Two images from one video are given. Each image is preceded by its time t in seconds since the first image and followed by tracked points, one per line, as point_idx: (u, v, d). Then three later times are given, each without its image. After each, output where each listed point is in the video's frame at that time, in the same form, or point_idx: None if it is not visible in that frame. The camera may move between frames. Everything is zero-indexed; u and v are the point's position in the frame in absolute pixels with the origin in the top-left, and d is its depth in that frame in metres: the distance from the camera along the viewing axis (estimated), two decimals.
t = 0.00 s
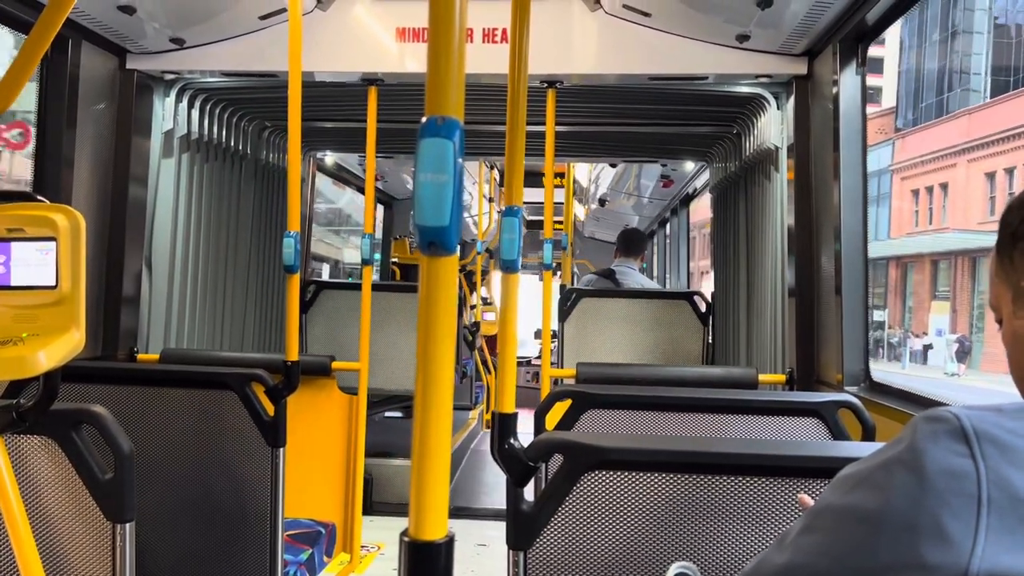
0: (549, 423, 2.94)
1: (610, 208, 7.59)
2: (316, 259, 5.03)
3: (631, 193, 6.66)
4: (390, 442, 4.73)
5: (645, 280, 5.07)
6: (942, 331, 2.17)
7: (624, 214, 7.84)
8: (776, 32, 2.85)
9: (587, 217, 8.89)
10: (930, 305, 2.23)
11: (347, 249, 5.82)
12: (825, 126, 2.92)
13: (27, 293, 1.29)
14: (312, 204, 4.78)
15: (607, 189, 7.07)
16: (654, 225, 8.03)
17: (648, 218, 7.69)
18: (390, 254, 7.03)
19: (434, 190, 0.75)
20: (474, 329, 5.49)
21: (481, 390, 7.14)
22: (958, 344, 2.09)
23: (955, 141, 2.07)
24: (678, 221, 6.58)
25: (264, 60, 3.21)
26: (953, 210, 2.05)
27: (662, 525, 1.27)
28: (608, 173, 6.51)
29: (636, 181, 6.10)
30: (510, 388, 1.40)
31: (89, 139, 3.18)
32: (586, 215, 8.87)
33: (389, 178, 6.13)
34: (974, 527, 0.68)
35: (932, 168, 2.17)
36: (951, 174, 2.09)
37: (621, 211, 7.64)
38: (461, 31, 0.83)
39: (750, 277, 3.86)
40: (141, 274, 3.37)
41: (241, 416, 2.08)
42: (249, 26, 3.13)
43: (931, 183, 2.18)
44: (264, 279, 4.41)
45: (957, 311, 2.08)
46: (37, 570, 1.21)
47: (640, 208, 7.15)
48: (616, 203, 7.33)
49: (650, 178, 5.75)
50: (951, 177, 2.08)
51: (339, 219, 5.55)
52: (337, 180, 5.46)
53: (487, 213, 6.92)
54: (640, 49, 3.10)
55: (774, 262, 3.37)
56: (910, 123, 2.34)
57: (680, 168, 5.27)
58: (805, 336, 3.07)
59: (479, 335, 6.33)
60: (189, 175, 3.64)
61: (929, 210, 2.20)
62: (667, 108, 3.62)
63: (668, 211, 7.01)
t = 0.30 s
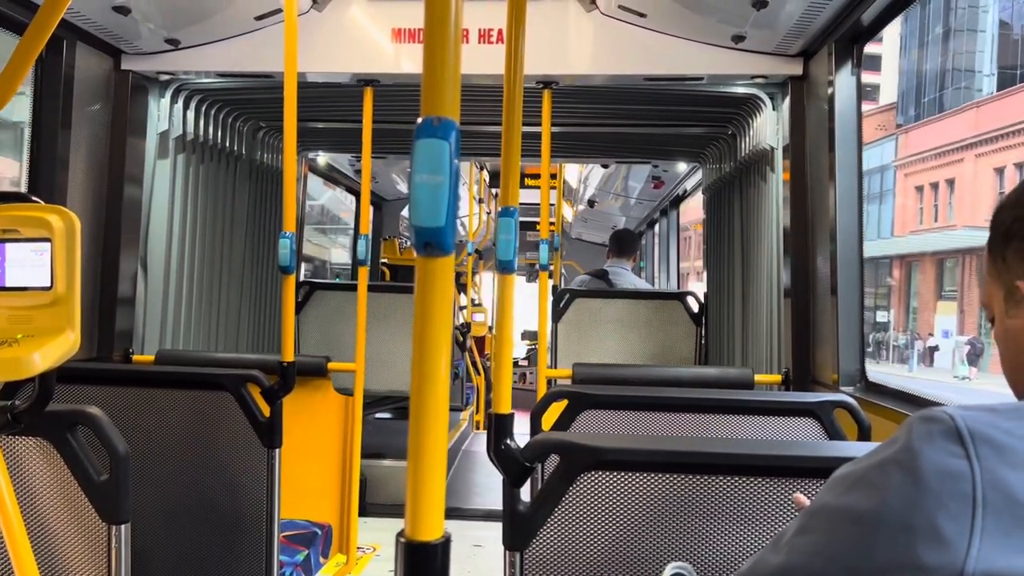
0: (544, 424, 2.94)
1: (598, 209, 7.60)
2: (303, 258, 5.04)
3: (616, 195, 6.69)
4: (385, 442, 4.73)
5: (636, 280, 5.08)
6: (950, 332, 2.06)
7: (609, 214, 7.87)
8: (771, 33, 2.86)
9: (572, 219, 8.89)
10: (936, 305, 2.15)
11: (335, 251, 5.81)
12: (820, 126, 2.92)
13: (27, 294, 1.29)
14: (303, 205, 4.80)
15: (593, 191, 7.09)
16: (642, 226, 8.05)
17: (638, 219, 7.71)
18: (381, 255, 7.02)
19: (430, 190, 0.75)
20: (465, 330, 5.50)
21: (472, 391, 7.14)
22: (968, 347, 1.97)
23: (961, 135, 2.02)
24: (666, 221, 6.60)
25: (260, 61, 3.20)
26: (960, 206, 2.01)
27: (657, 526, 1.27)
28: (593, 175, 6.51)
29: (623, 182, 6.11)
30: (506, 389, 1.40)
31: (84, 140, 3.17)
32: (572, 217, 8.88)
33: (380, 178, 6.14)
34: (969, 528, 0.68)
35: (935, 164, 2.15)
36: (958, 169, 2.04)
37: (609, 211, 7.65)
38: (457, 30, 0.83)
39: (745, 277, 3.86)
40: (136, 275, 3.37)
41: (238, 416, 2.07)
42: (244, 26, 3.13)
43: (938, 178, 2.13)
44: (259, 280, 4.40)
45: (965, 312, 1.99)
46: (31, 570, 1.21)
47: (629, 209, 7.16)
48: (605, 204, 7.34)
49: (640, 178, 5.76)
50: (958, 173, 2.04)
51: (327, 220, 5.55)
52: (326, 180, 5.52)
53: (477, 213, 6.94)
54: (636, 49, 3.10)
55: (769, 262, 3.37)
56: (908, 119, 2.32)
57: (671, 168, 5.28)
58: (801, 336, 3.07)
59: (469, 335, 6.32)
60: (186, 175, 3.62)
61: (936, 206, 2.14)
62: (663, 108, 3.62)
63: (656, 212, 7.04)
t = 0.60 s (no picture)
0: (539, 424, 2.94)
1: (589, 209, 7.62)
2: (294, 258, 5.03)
3: (607, 196, 6.71)
4: (378, 443, 4.73)
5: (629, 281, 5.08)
6: (961, 333, 1.95)
7: (601, 216, 7.90)
8: (766, 34, 2.86)
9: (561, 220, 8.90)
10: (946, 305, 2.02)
11: (323, 252, 5.81)
12: (815, 127, 2.93)
13: (15, 293, 1.29)
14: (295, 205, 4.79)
15: (584, 193, 7.12)
16: (632, 227, 8.07)
17: (627, 220, 7.73)
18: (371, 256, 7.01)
19: (425, 191, 0.75)
20: (457, 331, 5.50)
21: (463, 391, 7.14)
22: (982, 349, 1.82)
23: (974, 128, 1.94)
24: (658, 223, 6.62)
25: (256, 61, 3.20)
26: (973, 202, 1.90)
27: (652, 527, 1.27)
28: (582, 177, 6.52)
29: (613, 184, 6.13)
30: (501, 389, 1.40)
31: (77, 139, 3.16)
32: (561, 218, 8.90)
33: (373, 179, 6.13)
34: (963, 529, 0.69)
35: (947, 160, 2.06)
36: (972, 164, 1.95)
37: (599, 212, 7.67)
38: (451, 31, 0.83)
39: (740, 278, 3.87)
40: (130, 274, 3.36)
41: (232, 417, 2.07)
42: (239, 26, 3.12)
43: (951, 173, 2.04)
44: (253, 280, 4.39)
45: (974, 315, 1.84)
46: (24, 569, 1.20)
47: (618, 210, 7.19)
48: (595, 205, 7.36)
49: (630, 180, 5.78)
50: (972, 167, 1.94)
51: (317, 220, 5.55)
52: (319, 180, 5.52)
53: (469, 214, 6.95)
54: (632, 50, 3.10)
55: (764, 264, 3.38)
56: (914, 114, 2.23)
57: (663, 169, 5.29)
58: (795, 337, 3.08)
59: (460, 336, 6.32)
60: (180, 175, 3.62)
61: (947, 202, 2.04)
62: (659, 109, 3.62)
63: (647, 213, 7.06)
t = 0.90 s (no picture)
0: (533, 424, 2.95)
1: (581, 209, 7.64)
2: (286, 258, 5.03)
3: (598, 196, 6.72)
4: (371, 442, 4.72)
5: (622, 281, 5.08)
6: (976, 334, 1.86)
7: (591, 216, 7.90)
8: (760, 33, 2.86)
9: (551, 220, 8.91)
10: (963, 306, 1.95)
11: (315, 252, 5.80)
12: (809, 127, 2.94)
13: (5, 293, 1.29)
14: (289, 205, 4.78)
15: (575, 194, 7.14)
16: (623, 227, 8.09)
17: (618, 220, 7.75)
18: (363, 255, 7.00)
19: (418, 190, 0.75)
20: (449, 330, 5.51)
21: (456, 391, 7.14)
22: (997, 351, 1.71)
23: (994, 118, 1.86)
24: (649, 223, 6.64)
25: (251, 60, 3.19)
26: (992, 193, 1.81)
27: (646, 527, 1.27)
28: (573, 177, 6.53)
29: (603, 184, 6.14)
30: (495, 389, 1.40)
31: (70, 137, 3.14)
32: (551, 218, 8.91)
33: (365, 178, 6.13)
34: (958, 529, 0.70)
35: (961, 153, 2.00)
36: (990, 156, 1.89)
37: (589, 212, 7.69)
38: (445, 30, 0.83)
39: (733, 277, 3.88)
40: (124, 273, 3.35)
41: (225, 417, 2.07)
42: (234, 24, 3.12)
43: (969, 167, 1.97)
44: (246, 279, 4.38)
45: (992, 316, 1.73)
46: (15, 569, 1.20)
47: (609, 210, 7.21)
48: (586, 205, 7.38)
49: (621, 180, 5.79)
50: (990, 159, 1.88)
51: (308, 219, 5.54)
52: (311, 179, 5.51)
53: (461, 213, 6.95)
54: (627, 49, 3.10)
55: (758, 263, 3.38)
56: (926, 107, 2.15)
57: (656, 169, 5.30)
58: (789, 336, 3.08)
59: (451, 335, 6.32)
60: (174, 174, 3.62)
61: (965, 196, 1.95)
62: (653, 108, 3.62)
63: (638, 214, 7.08)
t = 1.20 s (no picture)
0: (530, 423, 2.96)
1: (575, 209, 7.65)
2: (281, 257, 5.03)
3: (592, 195, 6.74)
4: (367, 442, 4.72)
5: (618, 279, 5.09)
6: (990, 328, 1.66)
7: (586, 215, 7.92)
8: (755, 32, 2.87)
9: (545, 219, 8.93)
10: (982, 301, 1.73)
11: (309, 251, 5.80)
12: (804, 125, 2.94)
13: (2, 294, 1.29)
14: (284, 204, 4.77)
15: (570, 193, 7.15)
16: (617, 226, 8.11)
17: (612, 220, 7.77)
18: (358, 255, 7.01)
19: (414, 189, 0.75)
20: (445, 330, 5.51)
21: (451, 391, 7.15)
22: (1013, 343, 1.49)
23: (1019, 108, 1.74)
24: (644, 223, 6.65)
25: (246, 60, 3.19)
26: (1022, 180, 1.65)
27: (643, 526, 1.28)
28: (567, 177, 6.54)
29: (598, 183, 6.15)
30: (492, 388, 1.39)
31: (64, 137, 3.13)
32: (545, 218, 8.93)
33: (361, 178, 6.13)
34: (955, 527, 0.70)
35: (983, 145, 1.88)
36: (1014, 148, 1.76)
37: (583, 211, 7.70)
38: (441, 30, 0.83)
39: (729, 276, 3.89)
40: (120, 273, 3.34)
41: (222, 418, 2.07)
42: (229, 23, 3.11)
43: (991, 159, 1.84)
44: (241, 279, 4.37)
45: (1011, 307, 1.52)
46: (10, 570, 1.19)
47: (603, 210, 7.22)
48: (581, 205, 7.40)
49: (615, 179, 5.81)
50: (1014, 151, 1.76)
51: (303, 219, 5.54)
52: (306, 179, 5.50)
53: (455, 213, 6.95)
54: (623, 48, 3.10)
55: (754, 262, 3.38)
56: (944, 98, 2.02)
57: (650, 168, 5.31)
58: (784, 334, 3.09)
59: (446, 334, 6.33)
60: (169, 174, 3.63)
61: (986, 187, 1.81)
62: (649, 107, 3.62)
63: (632, 213, 7.10)
